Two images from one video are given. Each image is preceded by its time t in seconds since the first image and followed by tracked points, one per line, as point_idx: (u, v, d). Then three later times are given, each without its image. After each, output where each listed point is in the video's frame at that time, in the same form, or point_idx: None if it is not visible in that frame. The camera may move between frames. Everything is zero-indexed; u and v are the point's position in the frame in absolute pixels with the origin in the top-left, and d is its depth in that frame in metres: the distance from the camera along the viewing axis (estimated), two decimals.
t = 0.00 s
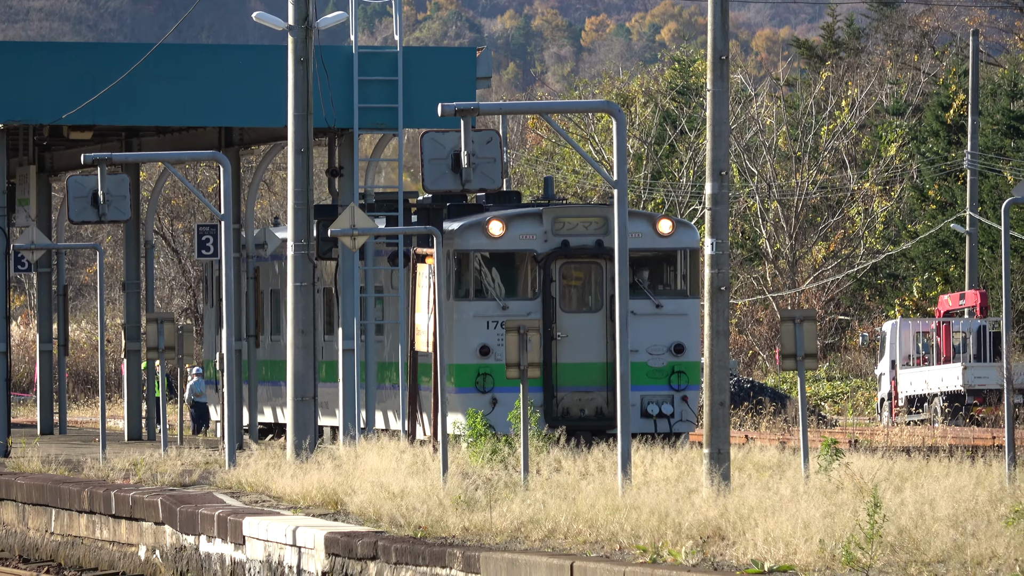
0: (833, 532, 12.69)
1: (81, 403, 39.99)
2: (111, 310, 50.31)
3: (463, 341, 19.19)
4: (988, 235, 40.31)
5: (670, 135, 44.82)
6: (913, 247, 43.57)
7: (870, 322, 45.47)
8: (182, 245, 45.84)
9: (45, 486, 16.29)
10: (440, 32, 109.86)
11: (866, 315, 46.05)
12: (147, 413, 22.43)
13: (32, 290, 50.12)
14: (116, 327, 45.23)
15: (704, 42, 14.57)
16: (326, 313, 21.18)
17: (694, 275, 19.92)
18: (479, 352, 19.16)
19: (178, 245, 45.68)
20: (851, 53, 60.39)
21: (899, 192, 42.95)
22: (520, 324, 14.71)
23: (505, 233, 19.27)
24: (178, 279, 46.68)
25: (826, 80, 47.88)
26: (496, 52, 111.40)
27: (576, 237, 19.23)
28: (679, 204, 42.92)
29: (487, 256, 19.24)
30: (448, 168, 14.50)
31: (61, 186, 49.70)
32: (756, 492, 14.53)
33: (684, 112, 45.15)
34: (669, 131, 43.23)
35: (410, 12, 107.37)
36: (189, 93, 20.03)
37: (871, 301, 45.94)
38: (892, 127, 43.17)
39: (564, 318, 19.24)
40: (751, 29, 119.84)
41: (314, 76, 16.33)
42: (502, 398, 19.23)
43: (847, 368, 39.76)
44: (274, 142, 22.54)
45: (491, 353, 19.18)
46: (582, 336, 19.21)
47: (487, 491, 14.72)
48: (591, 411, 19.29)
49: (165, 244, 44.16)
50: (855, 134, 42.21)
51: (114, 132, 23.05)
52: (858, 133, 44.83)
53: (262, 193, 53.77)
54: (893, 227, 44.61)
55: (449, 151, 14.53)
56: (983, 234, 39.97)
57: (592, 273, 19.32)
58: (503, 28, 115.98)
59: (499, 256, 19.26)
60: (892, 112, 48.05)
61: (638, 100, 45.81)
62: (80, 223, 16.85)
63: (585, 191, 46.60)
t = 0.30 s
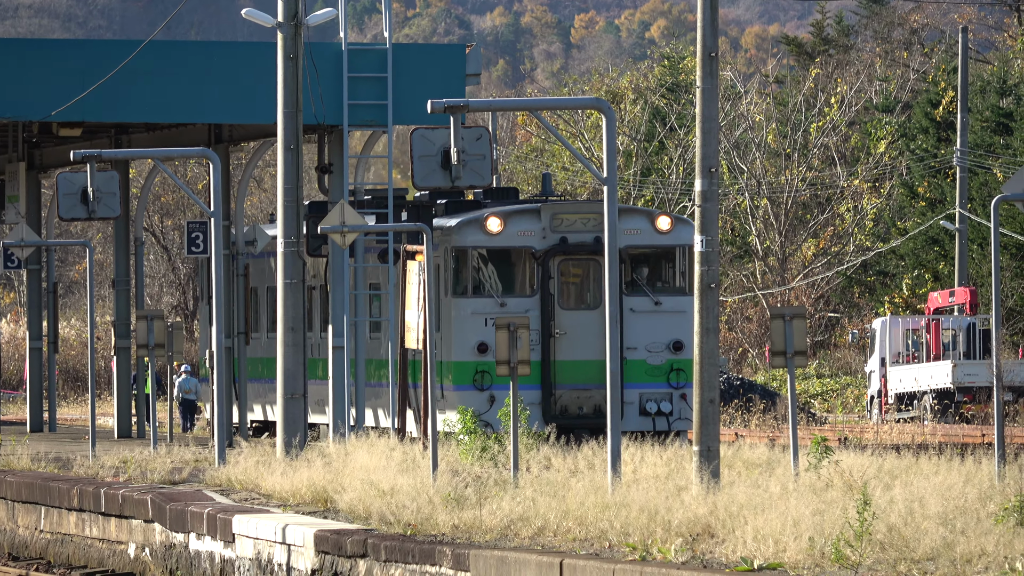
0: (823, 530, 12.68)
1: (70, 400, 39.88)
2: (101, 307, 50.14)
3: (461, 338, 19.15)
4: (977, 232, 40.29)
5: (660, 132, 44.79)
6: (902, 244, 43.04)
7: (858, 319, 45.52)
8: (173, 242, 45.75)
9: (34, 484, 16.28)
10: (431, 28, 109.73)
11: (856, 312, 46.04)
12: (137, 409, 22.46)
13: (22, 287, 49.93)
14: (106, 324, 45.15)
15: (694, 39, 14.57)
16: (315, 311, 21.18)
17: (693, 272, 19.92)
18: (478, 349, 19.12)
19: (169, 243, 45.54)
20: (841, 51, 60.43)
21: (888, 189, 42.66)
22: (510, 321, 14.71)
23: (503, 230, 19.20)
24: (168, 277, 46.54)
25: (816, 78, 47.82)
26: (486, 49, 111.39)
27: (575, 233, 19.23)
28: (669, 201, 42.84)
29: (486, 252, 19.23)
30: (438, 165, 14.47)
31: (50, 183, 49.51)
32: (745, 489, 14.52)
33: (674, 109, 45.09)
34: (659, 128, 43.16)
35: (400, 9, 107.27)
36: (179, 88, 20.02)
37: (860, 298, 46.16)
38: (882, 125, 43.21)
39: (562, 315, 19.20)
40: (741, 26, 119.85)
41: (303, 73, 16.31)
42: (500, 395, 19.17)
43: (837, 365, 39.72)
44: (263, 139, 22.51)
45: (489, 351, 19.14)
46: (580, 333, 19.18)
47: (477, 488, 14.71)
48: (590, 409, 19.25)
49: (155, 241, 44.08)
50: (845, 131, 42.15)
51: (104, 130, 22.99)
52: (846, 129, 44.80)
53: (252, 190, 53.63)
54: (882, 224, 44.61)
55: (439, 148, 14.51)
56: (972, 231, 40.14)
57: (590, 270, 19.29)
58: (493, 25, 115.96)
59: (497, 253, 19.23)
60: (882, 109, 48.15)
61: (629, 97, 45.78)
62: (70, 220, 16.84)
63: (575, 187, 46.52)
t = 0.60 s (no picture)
0: (814, 530, 12.67)
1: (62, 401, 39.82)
2: (92, 307, 50.03)
3: (460, 338, 19.10)
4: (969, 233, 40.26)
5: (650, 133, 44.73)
6: (893, 244, 42.89)
7: (848, 319, 45.49)
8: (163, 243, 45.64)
9: (25, 484, 16.30)
10: (420, 29, 109.46)
11: (846, 313, 46.04)
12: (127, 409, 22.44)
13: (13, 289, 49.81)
14: (97, 325, 45.05)
15: (684, 39, 14.56)
16: (305, 311, 21.17)
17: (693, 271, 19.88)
18: (477, 349, 19.05)
19: (160, 244, 45.47)
20: (831, 51, 60.48)
21: (880, 188, 42.60)
22: (501, 321, 14.70)
23: (502, 230, 19.13)
24: (159, 277, 46.47)
25: (806, 78, 47.78)
26: (475, 49, 111.15)
27: (574, 233, 19.19)
28: (660, 201, 42.78)
29: (485, 252, 19.15)
30: (429, 166, 14.47)
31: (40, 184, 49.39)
32: (736, 489, 14.53)
33: (665, 109, 45.06)
34: (650, 129, 43.10)
35: (390, 10, 107.25)
36: (169, 89, 20.02)
37: (851, 298, 46.33)
38: (873, 125, 43.23)
39: (561, 315, 19.19)
40: (732, 26, 119.97)
41: (294, 73, 16.31)
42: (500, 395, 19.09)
43: (828, 366, 39.69)
44: (254, 139, 22.50)
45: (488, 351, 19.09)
46: (580, 333, 19.18)
47: (467, 488, 14.70)
48: (589, 409, 19.23)
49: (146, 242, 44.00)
50: (835, 131, 41.97)
51: (95, 130, 22.97)
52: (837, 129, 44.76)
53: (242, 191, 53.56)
54: (872, 225, 44.68)
55: (429, 148, 14.51)
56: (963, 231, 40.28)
57: (590, 270, 19.28)
58: (483, 25, 115.64)
59: (496, 252, 19.16)
60: (873, 108, 48.22)
61: (618, 97, 45.71)
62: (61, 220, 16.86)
63: (566, 188, 46.48)
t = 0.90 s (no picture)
0: (803, 530, 12.68)
1: (50, 402, 39.70)
2: (82, 309, 49.84)
3: (458, 339, 19.02)
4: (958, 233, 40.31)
5: (639, 134, 44.69)
6: (882, 245, 43.30)
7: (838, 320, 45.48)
8: (152, 244, 45.50)
9: (13, 486, 16.31)
10: (409, 30, 109.22)
11: (836, 314, 46.15)
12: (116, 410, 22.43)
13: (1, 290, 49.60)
14: (86, 326, 44.90)
15: (673, 40, 14.57)
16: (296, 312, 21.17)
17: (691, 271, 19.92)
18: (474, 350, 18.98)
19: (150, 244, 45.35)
20: (820, 52, 60.56)
21: (868, 190, 43.02)
22: (490, 322, 14.69)
23: (500, 230, 19.09)
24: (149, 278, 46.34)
25: (795, 79, 47.78)
26: (464, 50, 110.93)
27: (573, 234, 19.20)
28: (649, 202, 42.73)
29: (483, 252, 19.10)
30: (418, 167, 14.48)
31: (29, 185, 49.21)
32: (725, 490, 14.54)
33: (654, 110, 45.00)
34: (640, 130, 43.02)
35: (380, 11, 107.13)
36: (157, 90, 20.02)
37: (840, 298, 46.48)
38: (862, 126, 43.34)
39: (559, 316, 19.13)
40: (720, 27, 120.04)
41: (283, 75, 16.31)
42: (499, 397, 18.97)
43: (817, 366, 39.68)
44: (244, 141, 22.51)
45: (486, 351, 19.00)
46: (578, 334, 19.15)
47: (456, 489, 14.71)
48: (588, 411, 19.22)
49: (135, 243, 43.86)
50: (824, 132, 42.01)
51: (83, 131, 22.96)
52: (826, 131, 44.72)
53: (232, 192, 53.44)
54: (861, 226, 44.57)
55: (419, 149, 14.52)
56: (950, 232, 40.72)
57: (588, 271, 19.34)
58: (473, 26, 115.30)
59: (494, 253, 19.10)
60: (862, 109, 48.33)
61: (608, 98, 45.64)
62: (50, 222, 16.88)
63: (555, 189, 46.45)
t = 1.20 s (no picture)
0: (794, 530, 12.67)
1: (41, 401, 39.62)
2: (72, 307, 49.72)
3: (458, 338, 18.89)
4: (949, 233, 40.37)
5: (630, 133, 44.63)
6: (872, 244, 43.53)
7: (829, 320, 45.48)
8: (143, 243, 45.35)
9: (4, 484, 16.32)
10: (400, 29, 108.92)
11: (826, 312, 46.00)
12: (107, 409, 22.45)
13: None
14: (77, 324, 44.82)
15: (664, 39, 14.55)
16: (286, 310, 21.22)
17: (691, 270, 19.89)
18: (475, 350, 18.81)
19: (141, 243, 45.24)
20: (810, 51, 60.60)
21: (858, 188, 43.16)
22: (482, 321, 14.61)
23: (500, 228, 18.94)
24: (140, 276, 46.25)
25: (785, 77, 47.75)
26: (455, 48, 110.64)
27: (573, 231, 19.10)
28: (641, 201, 42.67)
29: (483, 251, 18.93)
30: (409, 166, 14.49)
31: (19, 183, 49.08)
32: (716, 488, 14.54)
33: (645, 110, 44.90)
34: (630, 129, 42.93)
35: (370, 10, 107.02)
36: (147, 88, 20.01)
37: (831, 299, 46.04)
38: (853, 125, 43.30)
39: (559, 314, 18.99)
40: (711, 25, 120.13)
41: (274, 73, 16.32)
42: (499, 397, 18.78)
43: (808, 366, 39.65)
44: (235, 140, 22.51)
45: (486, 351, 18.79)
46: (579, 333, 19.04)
47: (447, 488, 14.70)
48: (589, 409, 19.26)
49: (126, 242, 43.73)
50: (814, 132, 41.96)
51: (73, 130, 22.93)
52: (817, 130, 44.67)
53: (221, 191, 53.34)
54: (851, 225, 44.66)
55: (409, 148, 14.52)
56: (941, 231, 40.95)
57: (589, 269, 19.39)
58: (463, 25, 114.85)
59: (495, 252, 18.94)
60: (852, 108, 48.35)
61: (598, 97, 45.56)
62: (40, 221, 16.89)
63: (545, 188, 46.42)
